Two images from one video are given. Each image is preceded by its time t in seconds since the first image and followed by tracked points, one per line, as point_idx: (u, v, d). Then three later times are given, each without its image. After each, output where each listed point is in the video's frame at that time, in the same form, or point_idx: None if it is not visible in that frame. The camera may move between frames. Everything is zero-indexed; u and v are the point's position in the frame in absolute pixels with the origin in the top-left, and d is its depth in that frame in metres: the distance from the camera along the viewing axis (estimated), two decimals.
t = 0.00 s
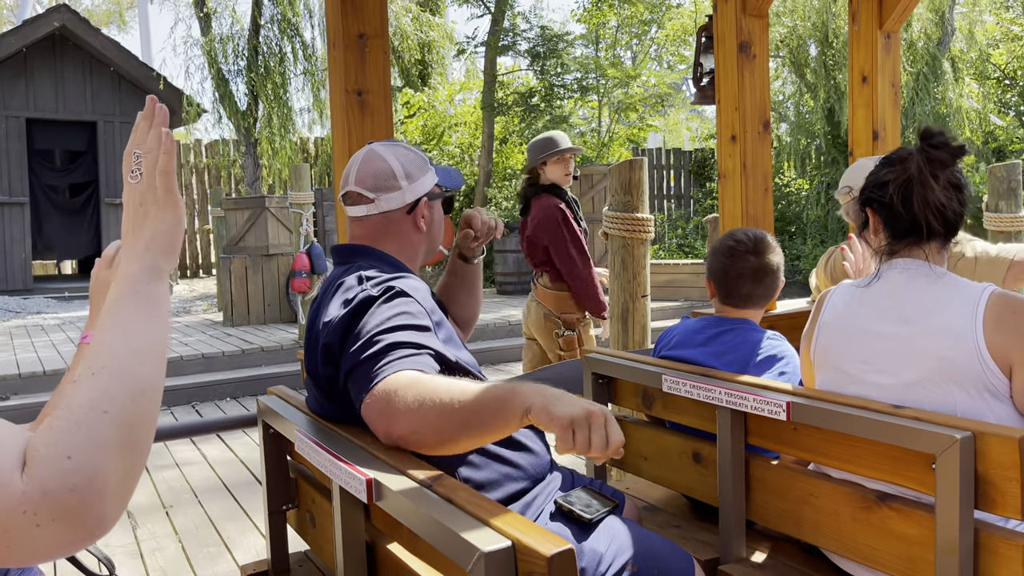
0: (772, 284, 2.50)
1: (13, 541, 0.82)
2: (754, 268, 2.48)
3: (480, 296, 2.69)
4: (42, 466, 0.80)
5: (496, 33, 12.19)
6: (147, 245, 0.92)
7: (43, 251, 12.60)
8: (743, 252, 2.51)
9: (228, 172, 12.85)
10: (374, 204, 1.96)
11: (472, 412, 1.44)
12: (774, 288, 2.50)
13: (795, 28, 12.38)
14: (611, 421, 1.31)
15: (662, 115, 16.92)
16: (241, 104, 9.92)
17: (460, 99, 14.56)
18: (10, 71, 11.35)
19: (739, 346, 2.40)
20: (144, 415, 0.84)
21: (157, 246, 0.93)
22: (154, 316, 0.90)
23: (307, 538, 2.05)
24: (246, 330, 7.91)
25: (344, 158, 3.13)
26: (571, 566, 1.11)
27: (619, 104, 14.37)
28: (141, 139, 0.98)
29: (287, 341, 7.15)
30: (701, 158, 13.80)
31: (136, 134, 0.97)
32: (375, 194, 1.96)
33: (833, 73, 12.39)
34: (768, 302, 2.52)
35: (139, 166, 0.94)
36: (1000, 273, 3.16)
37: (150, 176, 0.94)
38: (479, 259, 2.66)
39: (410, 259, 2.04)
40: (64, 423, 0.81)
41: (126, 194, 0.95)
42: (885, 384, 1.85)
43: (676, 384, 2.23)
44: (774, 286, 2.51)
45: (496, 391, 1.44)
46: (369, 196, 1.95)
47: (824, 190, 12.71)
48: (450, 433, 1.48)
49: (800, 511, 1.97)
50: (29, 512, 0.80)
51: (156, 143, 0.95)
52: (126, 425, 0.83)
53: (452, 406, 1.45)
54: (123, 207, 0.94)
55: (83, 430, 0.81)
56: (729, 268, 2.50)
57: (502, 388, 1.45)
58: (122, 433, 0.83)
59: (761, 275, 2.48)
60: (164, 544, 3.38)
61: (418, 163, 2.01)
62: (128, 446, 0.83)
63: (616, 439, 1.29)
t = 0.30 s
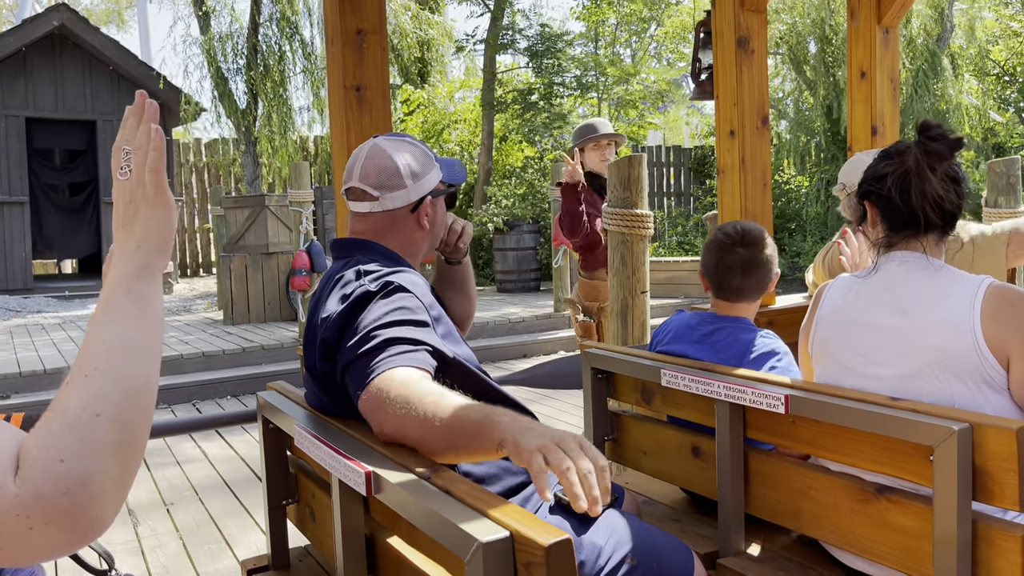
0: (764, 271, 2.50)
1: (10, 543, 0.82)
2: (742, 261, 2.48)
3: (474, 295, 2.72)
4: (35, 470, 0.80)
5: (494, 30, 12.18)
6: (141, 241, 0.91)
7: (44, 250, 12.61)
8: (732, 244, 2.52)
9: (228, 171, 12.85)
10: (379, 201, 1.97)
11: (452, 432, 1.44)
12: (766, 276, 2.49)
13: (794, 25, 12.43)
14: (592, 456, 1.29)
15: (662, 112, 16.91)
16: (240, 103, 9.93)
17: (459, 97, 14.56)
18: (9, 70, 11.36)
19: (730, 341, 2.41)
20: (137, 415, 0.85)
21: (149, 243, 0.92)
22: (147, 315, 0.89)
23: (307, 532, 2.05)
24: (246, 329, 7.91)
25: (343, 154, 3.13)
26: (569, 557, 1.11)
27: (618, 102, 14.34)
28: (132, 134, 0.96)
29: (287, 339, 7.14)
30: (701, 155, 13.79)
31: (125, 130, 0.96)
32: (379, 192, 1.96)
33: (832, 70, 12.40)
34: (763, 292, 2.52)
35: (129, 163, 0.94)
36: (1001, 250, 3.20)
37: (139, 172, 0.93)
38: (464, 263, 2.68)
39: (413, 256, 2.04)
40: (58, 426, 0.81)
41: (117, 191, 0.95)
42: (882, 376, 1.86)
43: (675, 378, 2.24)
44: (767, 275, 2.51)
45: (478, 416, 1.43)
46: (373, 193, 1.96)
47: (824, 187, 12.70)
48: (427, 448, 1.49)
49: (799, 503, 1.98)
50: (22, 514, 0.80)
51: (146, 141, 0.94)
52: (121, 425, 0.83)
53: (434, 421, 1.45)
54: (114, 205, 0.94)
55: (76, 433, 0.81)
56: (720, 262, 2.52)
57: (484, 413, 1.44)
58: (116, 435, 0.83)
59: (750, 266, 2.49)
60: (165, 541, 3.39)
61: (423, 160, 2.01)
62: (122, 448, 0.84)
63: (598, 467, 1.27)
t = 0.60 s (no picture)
0: (759, 266, 2.48)
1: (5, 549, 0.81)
2: (735, 254, 2.48)
3: (473, 291, 2.73)
4: (28, 475, 0.79)
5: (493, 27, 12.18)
6: (134, 241, 0.90)
7: (42, 249, 12.59)
8: (728, 235, 2.52)
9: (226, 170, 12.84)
10: (376, 197, 1.96)
11: (432, 431, 1.43)
12: (761, 272, 2.48)
13: (792, 22, 12.39)
14: (551, 470, 1.30)
15: (660, 109, 16.92)
16: (239, 101, 9.94)
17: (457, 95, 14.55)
18: (7, 69, 11.34)
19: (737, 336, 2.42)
20: (130, 419, 0.83)
21: (140, 243, 0.91)
22: (140, 315, 0.89)
23: (307, 530, 2.05)
24: (245, 327, 7.92)
25: (341, 153, 3.13)
26: (569, 554, 1.11)
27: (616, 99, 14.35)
28: (121, 131, 0.95)
29: (286, 337, 7.14)
30: (699, 153, 13.79)
31: (115, 127, 0.95)
32: (376, 188, 1.97)
33: (831, 67, 12.42)
34: (758, 288, 2.50)
35: (118, 161, 0.92)
36: (1004, 244, 3.21)
37: (129, 170, 0.92)
38: (462, 259, 2.69)
39: (408, 252, 2.04)
40: (49, 430, 0.80)
41: (107, 190, 0.93)
42: (880, 371, 1.86)
43: (675, 375, 2.24)
44: (761, 269, 2.50)
45: (455, 417, 1.42)
46: (369, 189, 1.96)
47: (823, 183, 12.72)
48: (416, 446, 1.48)
49: (797, 500, 1.98)
50: (15, 519, 0.79)
51: (135, 137, 0.92)
52: (111, 429, 0.82)
53: (416, 418, 1.44)
54: (104, 204, 0.93)
55: (68, 436, 0.80)
56: (714, 253, 2.53)
57: (463, 413, 1.42)
58: (108, 439, 0.82)
59: (744, 259, 2.48)
60: (165, 540, 3.39)
61: (416, 156, 2.02)
62: (115, 451, 0.82)
63: (561, 477, 1.28)
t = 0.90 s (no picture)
0: (736, 259, 2.54)
1: None
2: (722, 242, 2.56)
3: (470, 290, 2.73)
4: (10, 482, 0.79)
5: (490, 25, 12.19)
6: (116, 240, 0.91)
7: (38, 248, 12.55)
8: (717, 225, 2.60)
9: (222, 168, 12.82)
10: (370, 195, 1.97)
11: (420, 428, 1.42)
12: (736, 265, 2.53)
13: (789, 19, 12.38)
14: (549, 447, 1.30)
15: (657, 106, 16.91)
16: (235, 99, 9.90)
17: (454, 93, 14.51)
18: (2, 67, 11.30)
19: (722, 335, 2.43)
20: (114, 422, 0.84)
21: (123, 242, 0.92)
22: (123, 316, 0.90)
23: (304, 528, 2.05)
24: (242, 325, 7.90)
25: (336, 151, 3.13)
26: (563, 551, 1.11)
27: (613, 96, 14.34)
28: (102, 126, 0.94)
29: (283, 336, 7.13)
30: (696, 150, 13.78)
31: (95, 124, 0.95)
32: (370, 185, 1.97)
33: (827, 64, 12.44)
34: (735, 282, 2.54)
35: (99, 157, 0.92)
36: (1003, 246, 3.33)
37: (109, 167, 0.92)
38: (459, 256, 2.68)
39: (403, 249, 2.04)
40: (32, 435, 0.80)
41: (88, 187, 0.94)
42: (871, 366, 1.86)
43: (671, 372, 2.25)
44: (739, 263, 2.54)
45: (443, 412, 1.41)
46: (363, 187, 1.97)
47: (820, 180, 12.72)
48: (408, 444, 1.48)
49: (793, 495, 1.98)
50: None
51: (115, 133, 0.91)
52: (94, 433, 0.82)
53: (405, 414, 1.44)
54: (87, 201, 0.93)
55: (52, 441, 0.80)
56: (700, 241, 2.62)
57: (453, 408, 1.42)
58: (90, 443, 0.82)
59: (724, 249, 2.55)
60: (163, 539, 3.38)
61: (411, 153, 2.02)
62: (100, 455, 0.83)
63: (560, 452, 1.30)
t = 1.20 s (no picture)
0: (683, 255, 2.65)
1: None
2: (679, 244, 2.67)
3: (464, 290, 2.72)
4: None
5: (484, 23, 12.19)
6: (98, 241, 1.00)
7: (31, 247, 12.49)
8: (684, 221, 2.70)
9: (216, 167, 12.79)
10: (361, 192, 1.96)
11: (402, 426, 1.42)
12: (682, 261, 2.64)
13: (782, 16, 12.45)
14: (531, 442, 1.32)
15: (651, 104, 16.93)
16: (228, 98, 9.88)
17: (448, 91, 14.48)
18: None
19: (717, 336, 2.43)
20: (93, 428, 0.92)
21: (105, 243, 1.00)
22: (103, 318, 0.98)
23: (297, 527, 2.05)
24: (236, 325, 7.89)
25: (328, 149, 3.12)
26: (554, 550, 1.11)
27: (607, 94, 14.35)
28: (85, 126, 1.03)
29: (277, 335, 7.12)
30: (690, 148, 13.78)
31: (77, 129, 1.03)
32: (360, 183, 1.96)
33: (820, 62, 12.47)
34: (685, 277, 2.67)
35: (81, 158, 1.01)
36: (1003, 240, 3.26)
37: (89, 171, 1.00)
38: (453, 255, 2.67)
39: (395, 248, 2.03)
40: (15, 438, 0.87)
41: (70, 187, 1.03)
42: (862, 363, 1.87)
43: (664, 369, 2.25)
44: (687, 259, 2.64)
45: (426, 411, 1.41)
46: (354, 185, 1.96)
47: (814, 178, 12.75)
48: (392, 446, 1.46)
49: (786, 492, 1.98)
50: None
51: (95, 133, 1.00)
52: (76, 439, 0.90)
53: (387, 410, 1.44)
54: (69, 202, 1.03)
55: (33, 444, 0.87)
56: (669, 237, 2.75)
57: (435, 407, 1.42)
58: (72, 451, 0.89)
59: (677, 246, 2.68)
60: (156, 539, 3.38)
61: (403, 152, 2.02)
62: (80, 462, 0.90)
63: (542, 447, 1.31)
